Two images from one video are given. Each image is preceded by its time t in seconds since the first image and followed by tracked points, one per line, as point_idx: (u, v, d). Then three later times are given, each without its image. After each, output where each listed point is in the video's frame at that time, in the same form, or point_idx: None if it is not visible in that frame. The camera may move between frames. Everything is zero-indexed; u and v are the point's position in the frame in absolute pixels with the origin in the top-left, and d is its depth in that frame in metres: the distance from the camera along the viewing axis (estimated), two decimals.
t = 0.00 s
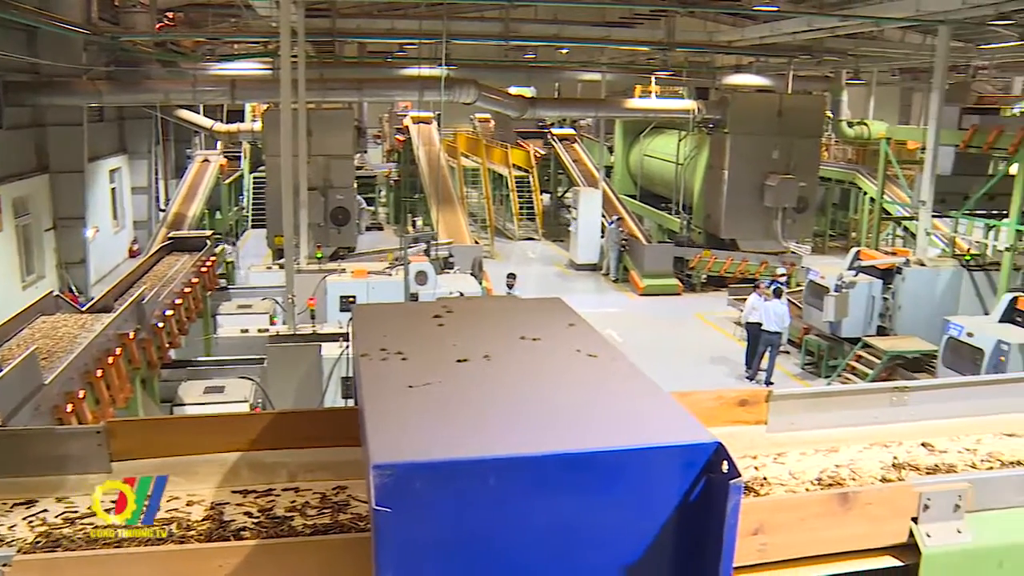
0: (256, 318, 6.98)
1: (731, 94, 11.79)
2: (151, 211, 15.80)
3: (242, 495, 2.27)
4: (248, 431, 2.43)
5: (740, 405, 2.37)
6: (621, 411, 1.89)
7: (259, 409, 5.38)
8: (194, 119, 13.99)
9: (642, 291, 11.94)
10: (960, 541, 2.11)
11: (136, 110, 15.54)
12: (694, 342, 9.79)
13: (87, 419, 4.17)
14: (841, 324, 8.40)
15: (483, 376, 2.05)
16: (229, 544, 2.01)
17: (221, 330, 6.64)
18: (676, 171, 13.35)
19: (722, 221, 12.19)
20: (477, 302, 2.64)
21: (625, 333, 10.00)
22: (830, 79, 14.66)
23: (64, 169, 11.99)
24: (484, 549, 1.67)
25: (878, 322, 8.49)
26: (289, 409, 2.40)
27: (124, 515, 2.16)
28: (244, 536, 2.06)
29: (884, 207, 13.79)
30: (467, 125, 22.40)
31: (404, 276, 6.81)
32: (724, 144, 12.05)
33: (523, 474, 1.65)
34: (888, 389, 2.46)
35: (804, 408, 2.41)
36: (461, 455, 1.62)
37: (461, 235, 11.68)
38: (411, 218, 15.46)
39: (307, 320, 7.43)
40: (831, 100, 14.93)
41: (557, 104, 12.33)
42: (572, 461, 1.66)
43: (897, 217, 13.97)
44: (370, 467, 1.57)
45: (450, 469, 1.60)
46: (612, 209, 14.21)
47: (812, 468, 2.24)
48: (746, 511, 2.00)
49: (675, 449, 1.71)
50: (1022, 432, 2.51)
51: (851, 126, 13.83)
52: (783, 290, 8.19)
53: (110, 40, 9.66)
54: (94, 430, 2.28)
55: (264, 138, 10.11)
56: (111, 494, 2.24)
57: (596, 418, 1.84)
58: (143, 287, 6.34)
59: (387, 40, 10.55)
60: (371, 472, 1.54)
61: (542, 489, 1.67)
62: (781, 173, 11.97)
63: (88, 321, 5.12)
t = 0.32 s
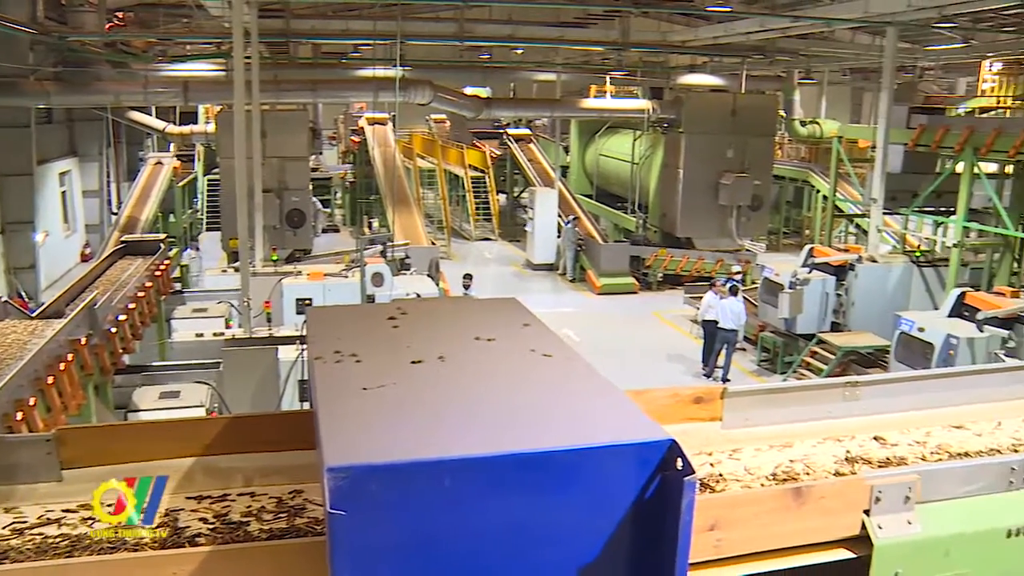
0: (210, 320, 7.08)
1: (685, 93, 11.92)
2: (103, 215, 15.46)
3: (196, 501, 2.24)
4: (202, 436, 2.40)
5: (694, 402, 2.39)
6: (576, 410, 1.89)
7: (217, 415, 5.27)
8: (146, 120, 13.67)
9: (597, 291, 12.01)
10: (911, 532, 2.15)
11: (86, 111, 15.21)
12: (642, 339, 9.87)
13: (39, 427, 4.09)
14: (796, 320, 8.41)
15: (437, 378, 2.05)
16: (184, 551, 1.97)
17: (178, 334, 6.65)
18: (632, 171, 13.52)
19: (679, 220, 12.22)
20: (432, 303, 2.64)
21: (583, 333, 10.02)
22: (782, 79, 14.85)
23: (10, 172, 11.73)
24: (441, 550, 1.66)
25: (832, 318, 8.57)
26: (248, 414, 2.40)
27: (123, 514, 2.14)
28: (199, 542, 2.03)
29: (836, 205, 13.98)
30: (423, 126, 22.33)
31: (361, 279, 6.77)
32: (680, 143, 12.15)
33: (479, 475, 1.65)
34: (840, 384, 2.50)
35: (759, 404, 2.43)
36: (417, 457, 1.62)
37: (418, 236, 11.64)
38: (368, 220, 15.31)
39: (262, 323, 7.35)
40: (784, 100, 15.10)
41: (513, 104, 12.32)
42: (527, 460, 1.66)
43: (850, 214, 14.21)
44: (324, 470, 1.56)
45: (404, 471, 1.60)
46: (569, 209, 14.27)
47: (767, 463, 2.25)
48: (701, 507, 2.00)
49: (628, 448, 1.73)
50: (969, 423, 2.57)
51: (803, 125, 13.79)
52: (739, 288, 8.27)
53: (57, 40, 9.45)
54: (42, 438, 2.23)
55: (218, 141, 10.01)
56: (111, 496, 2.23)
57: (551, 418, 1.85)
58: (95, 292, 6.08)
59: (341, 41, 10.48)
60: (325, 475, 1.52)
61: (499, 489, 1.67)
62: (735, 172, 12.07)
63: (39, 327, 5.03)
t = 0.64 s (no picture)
0: (169, 324, 6.63)
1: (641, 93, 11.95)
2: (57, 219, 15.14)
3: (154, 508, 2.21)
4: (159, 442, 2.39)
5: (653, 400, 2.40)
6: (533, 410, 1.90)
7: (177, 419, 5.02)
8: (101, 122, 13.27)
9: (558, 291, 12.06)
10: (867, 525, 2.17)
11: (38, 113, 14.86)
12: (603, 338, 9.90)
13: None
14: (755, 318, 8.47)
15: (394, 379, 2.04)
16: (141, 557, 1.93)
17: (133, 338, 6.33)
18: (591, 171, 13.56)
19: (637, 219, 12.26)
20: (389, 304, 2.64)
21: (544, 333, 10.01)
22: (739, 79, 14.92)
23: None
24: (400, 552, 1.65)
25: (791, 315, 8.70)
26: (202, 419, 2.38)
27: (124, 515, 2.15)
28: (157, 548, 1.99)
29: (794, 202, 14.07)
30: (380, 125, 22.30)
31: (320, 281, 6.73)
32: (638, 143, 12.15)
33: (437, 475, 1.64)
34: (796, 379, 2.53)
35: (717, 401, 2.44)
36: (375, 458, 1.61)
37: (377, 237, 11.55)
38: (326, 221, 15.13)
39: (221, 328, 7.09)
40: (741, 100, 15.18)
41: (470, 105, 12.30)
42: (485, 459, 1.66)
43: (806, 212, 14.24)
44: (281, 473, 1.54)
45: (361, 473, 1.58)
46: (528, 209, 14.31)
47: (726, 460, 2.27)
48: (660, 504, 2.00)
49: (585, 446, 1.74)
50: (924, 417, 2.61)
51: (760, 125, 14.29)
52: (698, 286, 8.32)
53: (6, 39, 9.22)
54: None
55: (173, 142, 9.87)
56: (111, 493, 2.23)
57: (508, 417, 1.85)
58: (48, 297, 5.90)
59: (297, 41, 10.39)
60: (282, 477, 1.51)
61: (457, 489, 1.66)
62: (694, 171, 12.13)
63: None
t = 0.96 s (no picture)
0: (127, 328, 6.62)
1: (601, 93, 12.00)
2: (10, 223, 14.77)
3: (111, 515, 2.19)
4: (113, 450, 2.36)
5: (614, 399, 2.41)
6: (493, 411, 1.90)
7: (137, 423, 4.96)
8: (54, 124, 13.08)
9: (520, 290, 12.03)
10: (826, 519, 2.19)
11: None
12: (567, 338, 9.89)
13: None
14: (715, 315, 8.54)
15: (352, 382, 2.03)
16: (99, 565, 1.91)
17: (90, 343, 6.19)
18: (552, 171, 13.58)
19: (598, 217, 12.31)
20: (347, 306, 2.63)
21: (505, 334, 9.98)
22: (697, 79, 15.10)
23: None
24: (361, 555, 1.64)
25: (751, 313, 8.76)
26: (160, 424, 2.35)
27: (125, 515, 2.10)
28: (115, 556, 1.97)
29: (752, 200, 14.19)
30: (340, 127, 22.20)
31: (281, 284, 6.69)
32: (598, 142, 12.18)
33: (396, 477, 1.63)
34: (756, 376, 2.54)
35: (679, 399, 2.46)
36: (334, 461, 1.59)
37: (338, 239, 11.48)
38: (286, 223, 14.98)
39: (181, 331, 7.12)
40: (699, 99, 15.32)
41: (430, 106, 12.30)
42: (446, 459, 1.66)
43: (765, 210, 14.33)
44: (238, 477, 1.52)
45: (321, 475, 1.57)
46: (488, 209, 14.29)
47: (686, 458, 2.29)
48: (619, 502, 2.01)
49: (544, 446, 1.74)
50: (880, 412, 2.66)
51: (719, 124, 14.21)
52: (657, 284, 8.38)
53: None
54: None
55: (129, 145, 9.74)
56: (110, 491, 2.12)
57: (472, 419, 1.85)
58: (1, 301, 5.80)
59: (254, 42, 10.35)
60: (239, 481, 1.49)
61: (419, 491, 1.66)
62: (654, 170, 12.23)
63: None
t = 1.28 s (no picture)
0: (85, 333, 6.51)
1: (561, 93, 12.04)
2: None
3: (69, 522, 2.16)
4: (73, 452, 2.32)
5: (575, 398, 2.43)
6: (455, 411, 1.90)
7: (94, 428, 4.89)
8: (6, 126, 12.90)
9: (482, 291, 12.02)
10: (785, 514, 2.21)
11: None
12: (531, 338, 9.88)
13: None
14: (677, 314, 8.56)
15: (312, 384, 2.02)
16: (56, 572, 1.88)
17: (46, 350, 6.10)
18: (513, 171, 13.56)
19: (559, 216, 12.34)
20: (307, 308, 2.61)
21: (468, 334, 9.98)
22: (657, 79, 15.21)
23: None
24: (323, 556, 1.63)
25: (712, 310, 8.80)
26: (129, 427, 2.35)
27: (124, 514, 2.18)
28: (72, 564, 1.94)
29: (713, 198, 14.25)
30: (301, 129, 22.08)
31: (241, 286, 6.62)
32: (559, 142, 12.21)
33: (357, 480, 1.62)
34: (716, 373, 2.58)
35: (639, 397, 2.48)
36: (294, 462, 1.58)
37: (299, 241, 11.42)
38: (248, 225, 14.64)
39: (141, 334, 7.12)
40: (659, 98, 15.39)
41: (392, 106, 12.26)
42: (407, 460, 1.65)
43: (726, 208, 14.42)
44: (195, 481, 1.50)
45: (281, 479, 1.55)
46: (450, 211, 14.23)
47: (648, 455, 2.29)
48: (581, 501, 2.01)
49: (506, 445, 1.74)
50: (839, 407, 2.69)
51: (680, 123, 13.95)
52: (616, 283, 8.43)
53: None
54: None
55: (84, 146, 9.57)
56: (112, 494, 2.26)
57: (434, 420, 1.84)
58: None
59: (212, 42, 10.26)
60: (195, 483, 1.47)
61: (381, 491, 1.65)
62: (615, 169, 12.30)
63: None
